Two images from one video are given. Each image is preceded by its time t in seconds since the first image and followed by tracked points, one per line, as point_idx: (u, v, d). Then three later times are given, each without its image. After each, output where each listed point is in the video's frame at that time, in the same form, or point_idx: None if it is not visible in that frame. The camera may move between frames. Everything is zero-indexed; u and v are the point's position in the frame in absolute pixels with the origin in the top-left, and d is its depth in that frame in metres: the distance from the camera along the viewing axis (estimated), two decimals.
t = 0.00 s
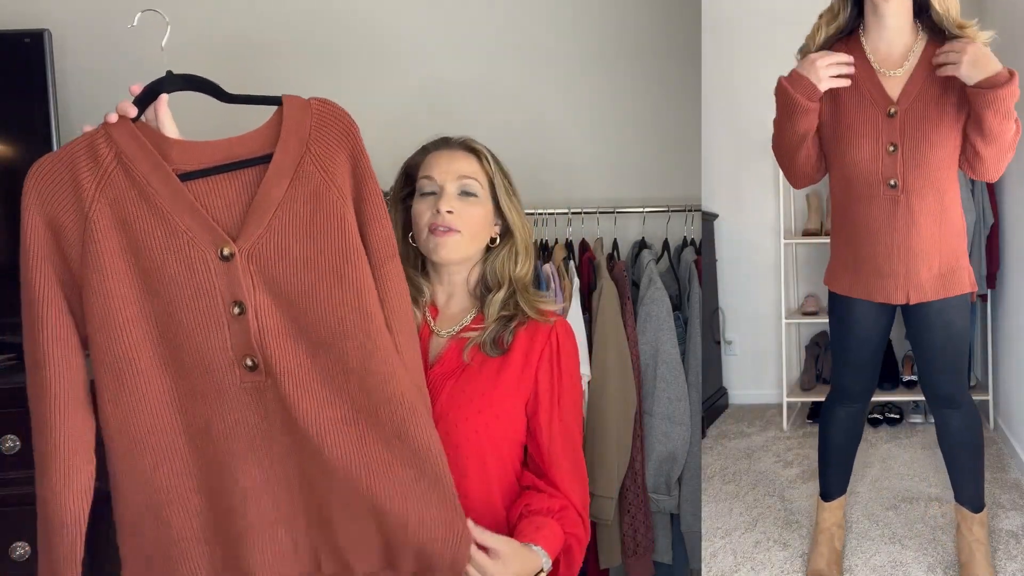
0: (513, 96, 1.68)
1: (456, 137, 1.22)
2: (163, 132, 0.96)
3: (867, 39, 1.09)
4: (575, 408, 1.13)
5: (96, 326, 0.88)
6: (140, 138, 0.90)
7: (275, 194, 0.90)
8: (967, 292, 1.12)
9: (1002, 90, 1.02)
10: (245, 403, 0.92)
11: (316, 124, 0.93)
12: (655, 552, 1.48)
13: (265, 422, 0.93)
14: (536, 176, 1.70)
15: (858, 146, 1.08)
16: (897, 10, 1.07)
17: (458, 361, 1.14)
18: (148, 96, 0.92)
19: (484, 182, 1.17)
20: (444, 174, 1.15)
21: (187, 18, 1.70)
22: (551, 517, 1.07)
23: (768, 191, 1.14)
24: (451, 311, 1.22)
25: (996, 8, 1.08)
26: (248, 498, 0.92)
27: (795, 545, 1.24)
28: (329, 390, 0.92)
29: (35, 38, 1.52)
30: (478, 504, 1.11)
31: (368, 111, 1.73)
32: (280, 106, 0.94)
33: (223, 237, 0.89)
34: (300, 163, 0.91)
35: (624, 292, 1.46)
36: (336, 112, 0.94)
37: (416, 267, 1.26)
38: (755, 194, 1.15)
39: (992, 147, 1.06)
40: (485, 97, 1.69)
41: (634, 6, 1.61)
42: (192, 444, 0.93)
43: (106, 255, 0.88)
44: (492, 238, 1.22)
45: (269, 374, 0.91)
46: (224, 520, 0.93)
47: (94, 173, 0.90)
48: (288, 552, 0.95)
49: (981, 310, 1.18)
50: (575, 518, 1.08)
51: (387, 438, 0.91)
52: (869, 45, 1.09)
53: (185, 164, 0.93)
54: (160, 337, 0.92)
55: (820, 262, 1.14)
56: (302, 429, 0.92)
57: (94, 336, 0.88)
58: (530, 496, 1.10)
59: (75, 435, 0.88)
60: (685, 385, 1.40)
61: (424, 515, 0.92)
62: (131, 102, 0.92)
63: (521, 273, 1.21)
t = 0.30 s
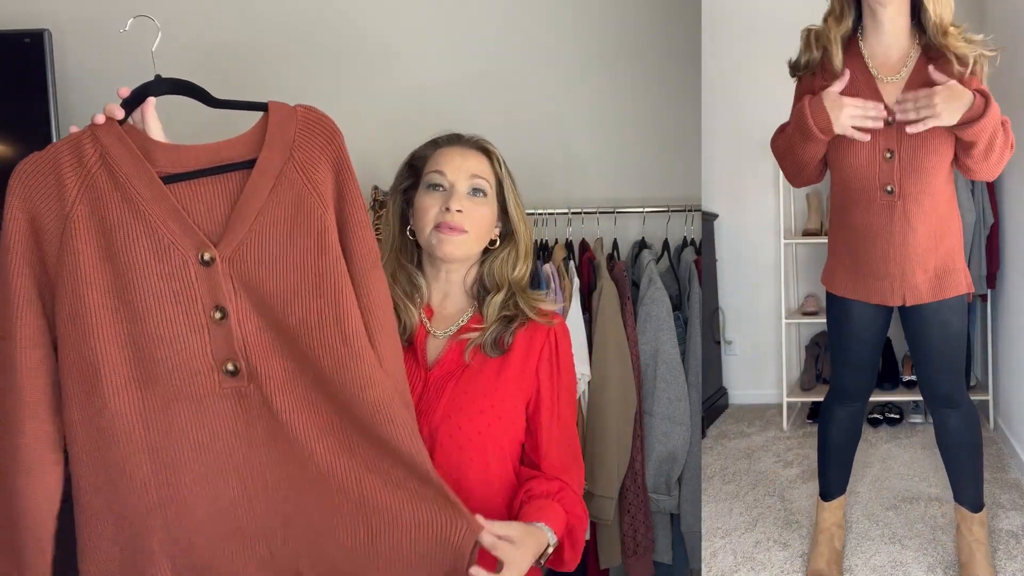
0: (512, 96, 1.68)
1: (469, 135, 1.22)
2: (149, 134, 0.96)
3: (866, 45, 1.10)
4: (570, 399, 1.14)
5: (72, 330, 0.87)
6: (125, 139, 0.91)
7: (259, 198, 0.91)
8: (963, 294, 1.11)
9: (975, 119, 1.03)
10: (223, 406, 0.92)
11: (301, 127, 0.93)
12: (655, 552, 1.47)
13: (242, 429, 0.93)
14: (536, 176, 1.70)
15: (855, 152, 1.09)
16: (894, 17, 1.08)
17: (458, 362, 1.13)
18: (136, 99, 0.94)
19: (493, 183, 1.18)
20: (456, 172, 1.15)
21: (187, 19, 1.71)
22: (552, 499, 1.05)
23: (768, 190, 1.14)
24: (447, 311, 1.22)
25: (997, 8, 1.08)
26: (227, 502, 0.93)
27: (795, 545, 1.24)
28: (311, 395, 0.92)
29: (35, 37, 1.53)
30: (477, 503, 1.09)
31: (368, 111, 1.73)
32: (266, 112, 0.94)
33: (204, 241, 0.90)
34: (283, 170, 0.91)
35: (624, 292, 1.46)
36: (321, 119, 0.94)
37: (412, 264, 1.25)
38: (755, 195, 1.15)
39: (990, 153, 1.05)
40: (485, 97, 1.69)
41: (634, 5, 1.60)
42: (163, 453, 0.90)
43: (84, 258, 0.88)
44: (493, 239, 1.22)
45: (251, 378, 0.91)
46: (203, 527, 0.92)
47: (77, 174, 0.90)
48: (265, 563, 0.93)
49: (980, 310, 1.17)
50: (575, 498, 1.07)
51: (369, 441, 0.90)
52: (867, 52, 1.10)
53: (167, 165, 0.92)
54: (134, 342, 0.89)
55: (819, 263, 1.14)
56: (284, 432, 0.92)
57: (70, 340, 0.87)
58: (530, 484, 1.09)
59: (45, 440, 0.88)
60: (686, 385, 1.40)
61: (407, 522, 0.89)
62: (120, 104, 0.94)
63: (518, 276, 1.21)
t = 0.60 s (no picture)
0: (512, 96, 1.68)
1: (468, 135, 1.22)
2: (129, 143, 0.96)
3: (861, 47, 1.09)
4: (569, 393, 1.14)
5: (81, 349, 0.87)
6: (104, 152, 0.90)
7: (249, 193, 0.91)
8: (957, 295, 1.12)
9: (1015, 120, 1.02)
10: (246, 401, 0.93)
11: (280, 118, 0.94)
12: (655, 552, 1.47)
13: (266, 418, 0.95)
14: (536, 176, 1.69)
15: (853, 152, 1.08)
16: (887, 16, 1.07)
17: (459, 360, 1.13)
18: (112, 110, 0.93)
19: (492, 186, 1.18)
20: (456, 176, 1.15)
21: (187, 19, 1.70)
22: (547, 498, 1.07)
23: (768, 191, 1.14)
24: (444, 311, 1.21)
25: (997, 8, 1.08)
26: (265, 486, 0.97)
27: (795, 545, 1.25)
28: (328, 375, 0.92)
29: (35, 37, 1.53)
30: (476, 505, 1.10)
31: (368, 111, 1.73)
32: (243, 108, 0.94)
33: (203, 241, 0.89)
34: (268, 161, 0.92)
35: (624, 292, 1.46)
36: (298, 108, 0.95)
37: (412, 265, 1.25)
38: (756, 194, 1.15)
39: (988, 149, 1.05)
40: (485, 97, 1.69)
41: (634, 5, 1.62)
42: (198, 449, 0.93)
43: (84, 275, 0.87)
44: (492, 239, 1.21)
45: (268, 369, 0.92)
46: (250, 513, 0.96)
47: (62, 192, 0.89)
48: (310, 538, 0.98)
49: (979, 311, 1.16)
50: (571, 500, 1.08)
51: (394, 417, 0.91)
52: (862, 54, 1.08)
53: (150, 172, 0.91)
54: (151, 349, 0.91)
55: (818, 262, 1.14)
56: (308, 417, 0.93)
57: (79, 360, 0.87)
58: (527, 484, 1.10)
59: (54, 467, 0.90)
60: (685, 385, 1.40)
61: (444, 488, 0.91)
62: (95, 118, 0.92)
63: (517, 277, 1.21)
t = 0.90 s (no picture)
0: (513, 96, 1.68)
1: (465, 136, 1.21)
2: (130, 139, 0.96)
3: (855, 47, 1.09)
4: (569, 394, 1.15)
5: (79, 344, 0.87)
6: (105, 149, 0.90)
7: (249, 191, 0.90)
8: (951, 295, 1.12)
9: None
10: (241, 404, 0.92)
11: (283, 115, 0.94)
12: (655, 552, 1.48)
13: (262, 420, 0.93)
14: (536, 176, 1.69)
15: (846, 149, 1.08)
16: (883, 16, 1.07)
17: (461, 360, 1.13)
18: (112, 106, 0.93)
19: (491, 186, 1.17)
20: (453, 178, 1.14)
21: (188, 19, 1.70)
22: (548, 502, 1.07)
23: (768, 192, 1.14)
24: (445, 312, 1.21)
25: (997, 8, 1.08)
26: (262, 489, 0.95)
27: (795, 545, 1.25)
28: (326, 377, 0.92)
29: (35, 37, 1.53)
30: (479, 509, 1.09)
31: (368, 111, 1.73)
32: (246, 106, 0.95)
33: (201, 240, 0.89)
34: (270, 159, 0.92)
35: (624, 292, 1.46)
36: (301, 106, 0.95)
37: (411, 266, 1.24)
38: (756, 194, 1.15)
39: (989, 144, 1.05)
40: (485, 97, 1.69)
41: (634, 5, 1.62)
42: (196, 450, 0.93)
43: (83, 272, 0.87)
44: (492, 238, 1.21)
45: (265, 371, 0.91)
46: (244, 518, 0.95)
47: (61, 188, 0.89)
48: (306, 544, 0.96)
49: (979, 311, 1.16)
50: (571, 505, 1.08)
51: (392, 419, 0.91)
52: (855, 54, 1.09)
53: (153, 169, 0.92)
54: (148, 347, 0.91)
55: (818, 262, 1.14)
56: (305, 420, 0.92)
57: (78, 356, 0.88)
58: (528, 488, 1.09)
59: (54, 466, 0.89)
60: (685, 385, 1.40)
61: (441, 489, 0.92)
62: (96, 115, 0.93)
63: (517, 276, 1.21)
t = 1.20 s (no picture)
0: (513, 96, 1.68)
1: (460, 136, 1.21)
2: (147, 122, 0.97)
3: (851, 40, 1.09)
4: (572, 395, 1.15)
5: (79, 324, 0.86)
6: (121, 129, 0.90)
7: (262, 180, 0.90)
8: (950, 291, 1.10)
9: None
10: (240, 392, 0.92)
11: (299, 110, 0.94)
12: (655, 552, 1.49)
13: (260, 412, 0.93)
14: (537, 176, 1.69)
15: (845, 136, 1.07)
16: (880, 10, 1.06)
17: (461, 360, 1.13)
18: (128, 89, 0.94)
19: (486, 186, 1.17)
20: (450, 180, 1.13)
21: (191, 18, 1.71)
22: (547, 514, 1.05)
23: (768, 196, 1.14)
24: (447, 312, 1.21)
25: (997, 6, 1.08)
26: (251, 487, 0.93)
27: (795, 545, 1.25)
28: (327, 370, 0.92)
29: (35, 37, 1.54)
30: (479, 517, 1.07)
31: (368, 111, 1.73)
32: (263, 95, 0.95)
33: (212, 226, 0.89)
34: (285, 150, 0.92)
35: (624, 292, 1.46)
36: (319, 99, 0.95)
37: (412, 268, 1.24)
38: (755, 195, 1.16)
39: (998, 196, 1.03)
40: (485, 96, 1.69)
41: (634, 5, 1.62)
42: (188, 437, 0.92)
43: (89, 251, 0.87)
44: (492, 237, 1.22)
45: (268, 361, 0.91)
46: (223, 513, 0.93)
47: (73, 166, 0.88)
48: (290, 545, 0.95)
49: (978, 311, 1.14)
50: (572, 516, 1.07)
51: (392, 418, 0.91)
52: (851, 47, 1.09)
53: (167, 154, 0.92)
54: (149, 329, 0.90)
55: (821, 261, 1.12)
56: (303, 412, 0.92)
57: (75, 334, 0.86)
58: (528, 498, 1.08)
59: (61, 440, 0.87)
60: (685, 385, 1.42)
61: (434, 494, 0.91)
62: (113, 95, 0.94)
63: (517, 273, 1.21)
